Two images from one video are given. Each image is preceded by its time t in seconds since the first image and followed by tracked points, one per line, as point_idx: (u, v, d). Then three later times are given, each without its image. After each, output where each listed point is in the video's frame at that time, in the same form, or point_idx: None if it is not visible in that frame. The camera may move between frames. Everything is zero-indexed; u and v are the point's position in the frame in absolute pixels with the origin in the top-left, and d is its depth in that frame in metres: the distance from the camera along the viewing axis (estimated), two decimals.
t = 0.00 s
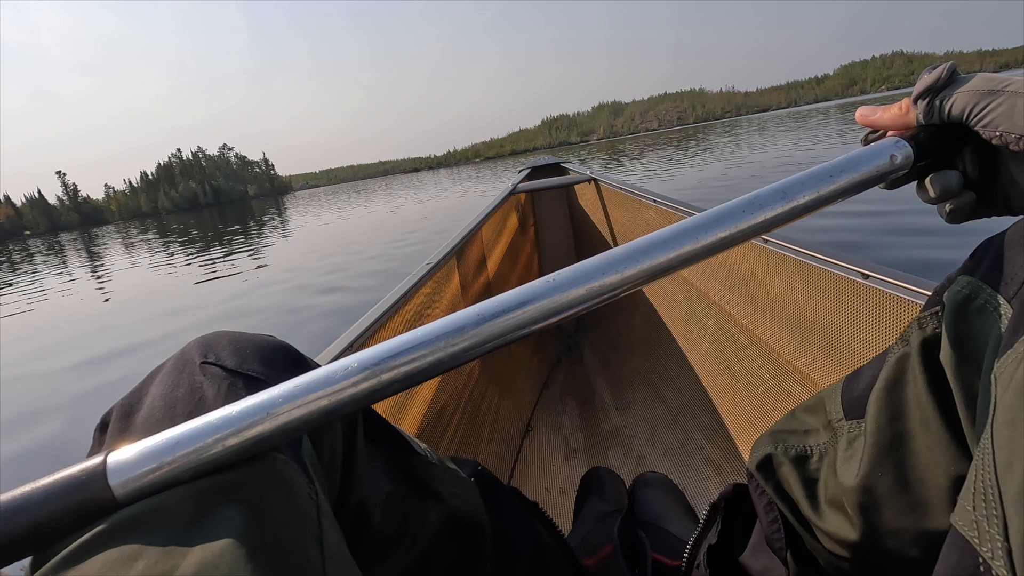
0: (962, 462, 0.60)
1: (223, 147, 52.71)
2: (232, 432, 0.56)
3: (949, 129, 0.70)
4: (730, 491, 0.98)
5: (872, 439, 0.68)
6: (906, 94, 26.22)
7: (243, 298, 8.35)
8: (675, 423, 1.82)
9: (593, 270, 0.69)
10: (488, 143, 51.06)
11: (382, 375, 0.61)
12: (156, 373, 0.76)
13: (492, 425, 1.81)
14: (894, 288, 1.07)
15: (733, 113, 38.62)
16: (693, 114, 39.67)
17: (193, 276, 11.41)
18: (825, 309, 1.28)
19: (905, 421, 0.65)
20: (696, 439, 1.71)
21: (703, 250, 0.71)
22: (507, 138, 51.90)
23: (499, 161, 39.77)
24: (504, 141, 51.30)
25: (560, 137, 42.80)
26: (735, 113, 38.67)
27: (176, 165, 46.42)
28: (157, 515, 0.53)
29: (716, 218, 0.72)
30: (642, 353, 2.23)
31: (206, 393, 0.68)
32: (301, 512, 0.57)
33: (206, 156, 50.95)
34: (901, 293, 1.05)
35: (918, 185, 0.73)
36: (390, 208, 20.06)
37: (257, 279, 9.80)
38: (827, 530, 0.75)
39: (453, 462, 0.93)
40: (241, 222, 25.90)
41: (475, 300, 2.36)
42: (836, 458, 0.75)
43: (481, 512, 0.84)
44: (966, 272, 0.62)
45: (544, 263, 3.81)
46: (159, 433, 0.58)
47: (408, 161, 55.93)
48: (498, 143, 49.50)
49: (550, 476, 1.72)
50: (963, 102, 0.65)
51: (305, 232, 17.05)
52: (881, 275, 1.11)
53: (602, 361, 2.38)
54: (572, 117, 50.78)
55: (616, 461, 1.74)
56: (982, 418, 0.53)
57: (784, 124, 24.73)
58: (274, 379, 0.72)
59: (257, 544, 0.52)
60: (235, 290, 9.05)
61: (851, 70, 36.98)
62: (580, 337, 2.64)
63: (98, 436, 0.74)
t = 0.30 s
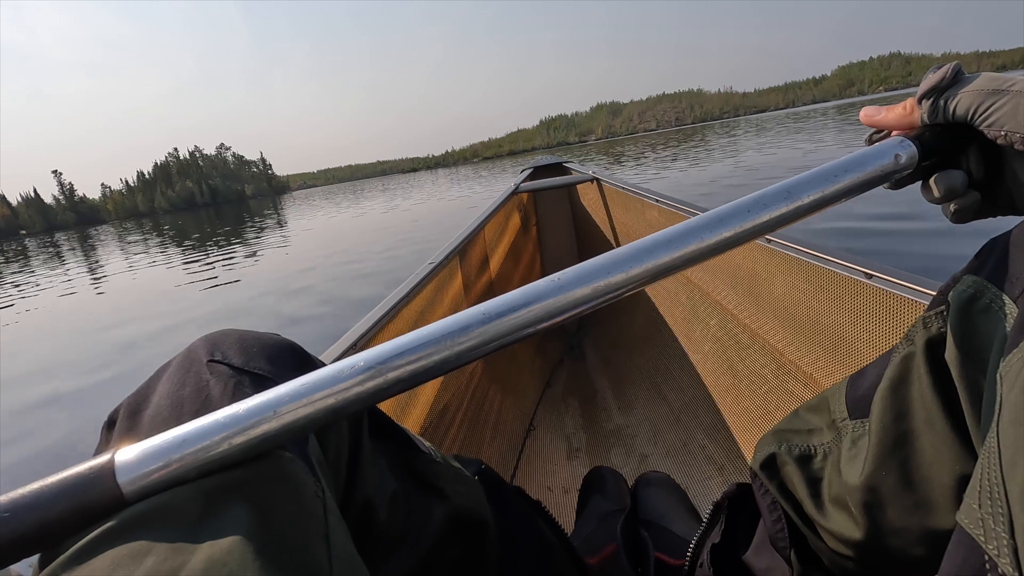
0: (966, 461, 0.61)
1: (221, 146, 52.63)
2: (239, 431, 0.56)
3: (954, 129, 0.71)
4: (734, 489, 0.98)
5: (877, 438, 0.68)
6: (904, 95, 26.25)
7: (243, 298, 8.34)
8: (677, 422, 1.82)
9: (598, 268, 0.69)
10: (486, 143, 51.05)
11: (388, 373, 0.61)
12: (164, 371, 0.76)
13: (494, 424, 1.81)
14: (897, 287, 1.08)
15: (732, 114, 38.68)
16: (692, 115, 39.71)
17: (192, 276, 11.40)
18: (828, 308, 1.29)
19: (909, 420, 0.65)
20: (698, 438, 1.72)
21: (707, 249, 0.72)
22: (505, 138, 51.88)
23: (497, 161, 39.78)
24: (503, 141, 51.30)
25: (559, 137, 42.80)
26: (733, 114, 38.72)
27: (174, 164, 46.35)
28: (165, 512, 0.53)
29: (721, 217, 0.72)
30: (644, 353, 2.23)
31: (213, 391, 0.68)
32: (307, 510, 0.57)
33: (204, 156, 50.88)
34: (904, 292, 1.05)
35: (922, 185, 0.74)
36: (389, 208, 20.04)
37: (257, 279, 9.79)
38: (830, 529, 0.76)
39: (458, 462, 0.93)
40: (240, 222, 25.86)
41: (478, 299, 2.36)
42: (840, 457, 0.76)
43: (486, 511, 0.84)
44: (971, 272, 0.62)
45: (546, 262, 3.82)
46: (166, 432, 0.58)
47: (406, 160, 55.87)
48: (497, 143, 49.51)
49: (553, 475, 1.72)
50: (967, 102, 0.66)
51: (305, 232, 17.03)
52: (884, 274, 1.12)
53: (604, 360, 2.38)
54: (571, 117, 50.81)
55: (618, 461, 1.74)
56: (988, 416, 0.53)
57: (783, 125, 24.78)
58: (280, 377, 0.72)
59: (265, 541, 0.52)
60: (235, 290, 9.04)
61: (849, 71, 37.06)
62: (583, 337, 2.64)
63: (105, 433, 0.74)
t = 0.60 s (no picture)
0: (964, 463, 0.61)
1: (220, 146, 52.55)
2: (241, 433, 0.56)
3: (953, 130, 0.71)
4: (733, 490, 0.99)
5: (876, 438, 0.68)
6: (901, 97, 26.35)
7: (242, 298, 8.34)
8: (678, 422, 1.82)
9: (597, 271, 0.70)
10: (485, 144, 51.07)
11: (388, 377, 0.62)
12: (166, 373, 0.76)
13: (495, 425, 1.81)
14: (898, 289, 1.08)
15: (729, 115, 38.81)
16: (690, 116, 39.76)
17: (191, 276, 11.38)
18: (826, 309, 1.29)
19: (906, 422, 0.66)
20: (699, 438, 1.72)
21: (705, 251, 0.72)
22: (504, 138, 51.93)
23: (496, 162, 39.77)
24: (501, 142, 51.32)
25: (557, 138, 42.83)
26: (731, 116, 38.86)
27: (171, 164, 46.25)
28: (167, 514, 0.54)
29: (719, 219, 0.73)
30: (645, 353, 2.23)
31: (215, 393, 0.68)
32: (307, 511, 0.57)
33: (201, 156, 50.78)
34: (904, 294, 1.06)
35: (921, 185, 0.74)
36: (387, 208, 20.05)
37: (256, 279, 9.79)
38: (829, 529, 0.76)
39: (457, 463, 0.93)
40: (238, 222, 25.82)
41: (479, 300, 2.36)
42: (838, 458, 0.76)
43: (486, 511, 0.84)
44: (968, 274, 0.63)
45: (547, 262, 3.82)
46: (169, 433, 0.58)
47: (404, 161, 55.89)
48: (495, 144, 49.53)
49: (554, 475, 1.72)
50: (967, 103, 0.66)
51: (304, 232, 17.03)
52: (883, 275, 1.12)
53: (604, 361, 2.38)
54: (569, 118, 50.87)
55: (619, 461, 1.75)
56: (985, 417, 0.54)
57: (781, 126, 24.83)
58: (281, 379, 0.72)
59: (266, 542, 0.52)
60: (234, 290, 9.04)
61: (846, 72, 37.19)
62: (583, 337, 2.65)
63: (108, 436, 0.74)
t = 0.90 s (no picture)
0: (973, 452, 0.61)
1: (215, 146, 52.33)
2: (245, 436, 0.55)
3: (956, 116, 0.71)
4: (741, 487, 0.99)
5: (884, 432, 0.68)
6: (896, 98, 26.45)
7: (239, 299, 8.29)
8: (684, 419, 1.83)
9: (600, 266, 0.69)
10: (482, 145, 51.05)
11: (391, 376, 0.61)
12: (172, 376, 0.75)
13: (501, 426, 1.81)
14: (904, 281, 1.09)
15: (726, 117, 38.94)
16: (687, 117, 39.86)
17: (187, 276, 11.31)
18: (832, 305, 1.29)
19: (913, 414, 0.66)
20: (705, 435, 1.72)
21: (708, 243, 0.72)
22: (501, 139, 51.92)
23: (493, 162, 39.74)
24: (498, 142, 51.30)
25: (554, 139, 42.85)
26: (728, 117, 38.97)
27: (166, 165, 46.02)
28: (174, 519, 0.53)
29: (722, 213, 0.72)
30: (649, 351, 2.23)
31: (218, 398, 0.67)
32: (314, 511, 0.56)
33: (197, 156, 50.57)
34: (911, 285, 1.06)
35: (925, 173, 0.75)
36: (385, 209, 20.00)
37: (253, 280, 9.75)
38: (839, 524, 0.76)
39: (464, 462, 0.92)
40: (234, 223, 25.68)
41: (482, 300, 2.36)
42: (847, 452, 0.76)
43: (492, 510, 0.83)
44: (975, 261, 0.63)
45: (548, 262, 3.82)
46: (174, 437, 0.58)
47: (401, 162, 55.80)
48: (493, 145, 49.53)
49: (561, 475, 1.72)
50: (969, 88, 0.66)
51: (301, 232, 16.96)
52: (890, 268, 1.13)
53: (608, 359, 2.39)
54: (566, 119, 50.93)
55: (626, 459, 1.75)
56: (995, 406, 0.54)
57: (778, 127, 24.91)
58: (285, 380, 0.72)
59: (273, 544, 0.51)
60: (231, 291, 8.99)
61: (842, 74, 37.37)
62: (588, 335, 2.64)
63: (113, 442, 0.74)
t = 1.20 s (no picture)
0: (985, 451, 0.61)
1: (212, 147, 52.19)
2: (256, 438, 0.55)
3: (962, 114, 0.72)
4: (748, 485, 1.00)
5: (892, 431, 0.69)
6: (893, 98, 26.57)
7: (238, 299, 8.27)
8: (688, 419, 1.83)
9: (610, 266, 0.69)
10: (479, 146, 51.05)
11: (401, 376, 0.61)
12: (182, 376, 0.75)
13: (505, 426, 1.81)
14: (910, 279, 1.09)
15: (723, 118, 39.08)
16: (684, 118, 39.96)
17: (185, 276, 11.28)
18: (837, 304, 1.30)
19: (923, 412, 0.66)
20: (709, 434, 1.73)
21: (718, 243, 0.72)
22: (499, 140, 51.93)
23: (491, 163, 39.74)
24: (496, 143, 51.31)
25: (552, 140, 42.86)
26: (725, 118, 39.11)
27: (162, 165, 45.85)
28: (188, 520, 0.53)
29: (730, 212, 0.73)
30: (653, 351, 2.24)
31: (229, 398, 0.67)
32: (327, 511, 0.56)
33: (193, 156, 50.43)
34: (919, 284, 1.06)
35: (932, 171, 0.76)
36: (384, 209, 19.98)
37: (252, 280, 9.73)
38: (847, 522, 0.77)
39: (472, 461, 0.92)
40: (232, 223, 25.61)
41: (485, 299, 2.36)
42: (855, 450, 0.77)
43: (500, 509, 0.83)
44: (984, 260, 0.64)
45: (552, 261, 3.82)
46: (185, 440, 0.57)
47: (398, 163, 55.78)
48: (490, 146, 49.54)
49: (565, 474, 1.72)
50: (976, 86, 0.67)
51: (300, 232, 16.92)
52: (897, 266, 1.13)
53: (612, 359, 2.39)
54: (564, 120, 50.98)
55: (630, 458, 1.75)
56: (1006, 406, 0.54)
57: (776, 128, 24.98)
58: (296, 380, 0.72)
59: (287, 543, 0.51)
60: (229, 291, 8.97)
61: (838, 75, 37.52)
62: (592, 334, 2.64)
63: (125, 442, 0.74)
